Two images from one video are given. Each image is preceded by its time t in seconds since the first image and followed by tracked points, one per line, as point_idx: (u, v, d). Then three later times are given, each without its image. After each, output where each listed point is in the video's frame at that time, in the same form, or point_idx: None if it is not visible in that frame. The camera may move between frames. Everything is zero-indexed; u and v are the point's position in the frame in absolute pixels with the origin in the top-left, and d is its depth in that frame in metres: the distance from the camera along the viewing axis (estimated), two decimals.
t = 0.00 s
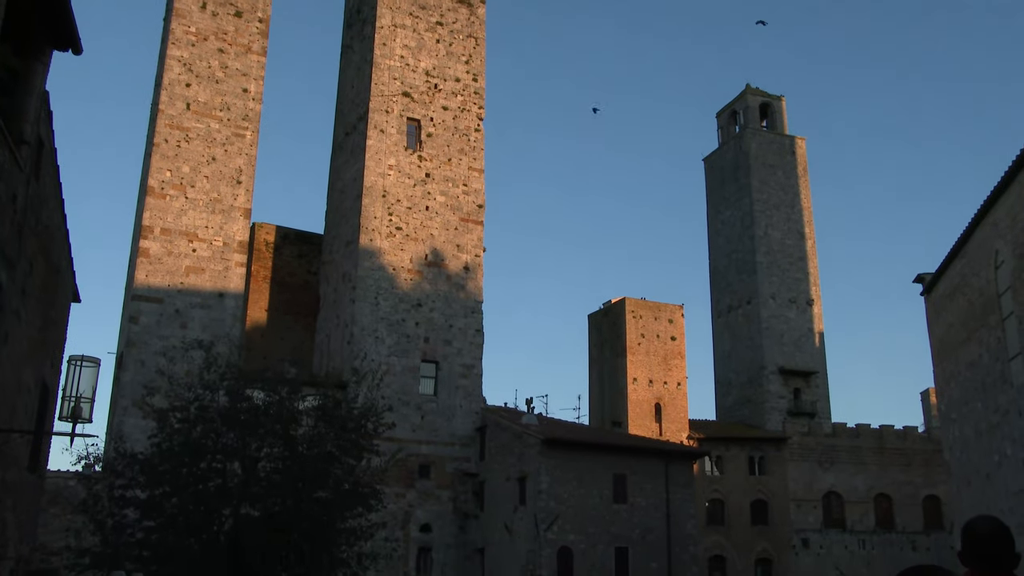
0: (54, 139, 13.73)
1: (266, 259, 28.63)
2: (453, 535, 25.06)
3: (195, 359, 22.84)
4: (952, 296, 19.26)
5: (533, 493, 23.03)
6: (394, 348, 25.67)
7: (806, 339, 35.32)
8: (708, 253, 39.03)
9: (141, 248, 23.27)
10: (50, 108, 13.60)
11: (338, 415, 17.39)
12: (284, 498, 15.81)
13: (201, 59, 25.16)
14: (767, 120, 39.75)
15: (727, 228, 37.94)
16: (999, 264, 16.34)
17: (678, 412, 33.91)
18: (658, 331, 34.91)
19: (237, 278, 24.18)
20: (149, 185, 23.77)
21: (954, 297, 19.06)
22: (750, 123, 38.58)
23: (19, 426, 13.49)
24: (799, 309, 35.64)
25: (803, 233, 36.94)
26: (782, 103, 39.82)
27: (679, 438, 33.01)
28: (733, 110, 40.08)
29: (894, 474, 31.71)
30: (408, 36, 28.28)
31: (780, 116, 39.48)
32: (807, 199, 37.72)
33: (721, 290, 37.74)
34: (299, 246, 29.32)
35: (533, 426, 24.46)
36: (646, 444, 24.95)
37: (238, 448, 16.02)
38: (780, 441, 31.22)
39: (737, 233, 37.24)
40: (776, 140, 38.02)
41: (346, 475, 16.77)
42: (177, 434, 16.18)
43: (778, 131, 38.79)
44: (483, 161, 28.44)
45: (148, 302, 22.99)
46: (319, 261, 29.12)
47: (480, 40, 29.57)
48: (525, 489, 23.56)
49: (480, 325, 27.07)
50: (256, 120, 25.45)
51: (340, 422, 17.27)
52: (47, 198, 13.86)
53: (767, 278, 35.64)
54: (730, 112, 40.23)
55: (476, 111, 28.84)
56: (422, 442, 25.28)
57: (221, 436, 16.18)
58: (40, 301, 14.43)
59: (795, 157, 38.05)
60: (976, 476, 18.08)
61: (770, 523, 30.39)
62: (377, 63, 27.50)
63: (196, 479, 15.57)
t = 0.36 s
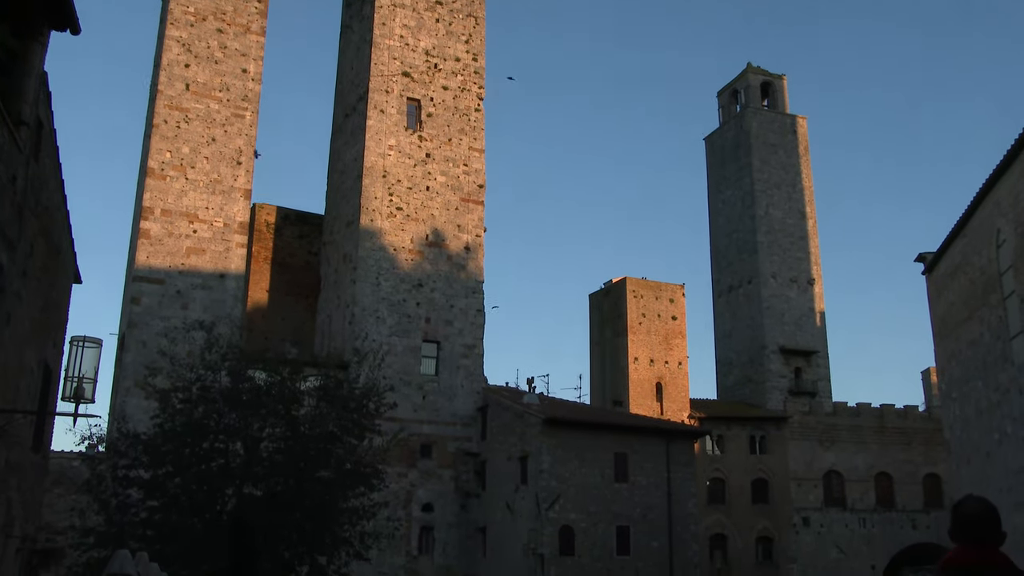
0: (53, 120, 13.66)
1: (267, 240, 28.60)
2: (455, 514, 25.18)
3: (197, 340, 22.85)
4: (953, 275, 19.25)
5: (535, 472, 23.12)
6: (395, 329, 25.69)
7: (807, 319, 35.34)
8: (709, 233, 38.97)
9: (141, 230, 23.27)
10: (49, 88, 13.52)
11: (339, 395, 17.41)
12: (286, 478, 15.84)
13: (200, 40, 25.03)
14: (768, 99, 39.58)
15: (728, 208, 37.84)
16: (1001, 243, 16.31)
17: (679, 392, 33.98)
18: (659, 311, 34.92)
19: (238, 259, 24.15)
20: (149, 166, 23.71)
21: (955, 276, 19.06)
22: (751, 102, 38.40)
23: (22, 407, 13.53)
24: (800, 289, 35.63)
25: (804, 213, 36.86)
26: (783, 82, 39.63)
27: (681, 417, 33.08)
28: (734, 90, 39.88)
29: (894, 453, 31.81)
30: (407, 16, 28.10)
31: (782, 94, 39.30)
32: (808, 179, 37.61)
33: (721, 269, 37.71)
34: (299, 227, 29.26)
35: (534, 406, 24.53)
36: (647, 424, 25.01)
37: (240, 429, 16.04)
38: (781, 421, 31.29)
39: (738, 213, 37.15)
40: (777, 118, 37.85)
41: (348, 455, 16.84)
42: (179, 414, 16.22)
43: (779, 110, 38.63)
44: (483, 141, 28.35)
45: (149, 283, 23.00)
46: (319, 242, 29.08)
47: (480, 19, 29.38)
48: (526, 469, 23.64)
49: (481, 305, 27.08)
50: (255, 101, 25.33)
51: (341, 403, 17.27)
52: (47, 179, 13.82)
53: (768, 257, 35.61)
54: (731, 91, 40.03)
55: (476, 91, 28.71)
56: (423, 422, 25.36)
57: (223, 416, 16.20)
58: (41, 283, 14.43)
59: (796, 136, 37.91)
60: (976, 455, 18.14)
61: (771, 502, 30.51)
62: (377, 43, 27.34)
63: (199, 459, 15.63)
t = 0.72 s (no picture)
0: (57, 94, 13.60)
1: (271, 216, 28.61)
2: (459, 490, 25.31)
3: (202, 316, 22.89)
4: (959, 252, 19.18)
5: (539, 448, 23.22)
6: (400, 305, 25.72)
7: (812, 296, 35.28)
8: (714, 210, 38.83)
9: (146, 206, 23.28)
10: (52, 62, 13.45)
11: (344, 371, 17.36)
12: (291, 453, 15.94)
13: (204, 15, 24.89)
14: (774, 75, 39.30)
15: (734, 185, 37.68)
16: (1007, 221, 16.22)
17: (683, 368, 34.03)
18: (663, 288, 34.89)
19: (243, 235, 24.12)
20: (153, 142, 23.68)
21: (961, 254, 18.98)
22: (758, 79, 38.14)
23: (29, 382, 13.58)
24: (805, 266, 35.54)
25: (810, 190, 36.71)
26: (790, 58, 39.33)
27: (685, 394, 33.17)
28: (740, 66, 39.60)
29: (898, 430, 31.87)
30: None
31: (788, 71, 39.03)
32: (815, 156, 37.41)
33: (726, 246, 37.61)
34: (304, 203, 29.22)
35: (539, 382, 24.58)
36: (651, 401, 25.05)
37: (245, 404, 16.04)
38: (785, 398, 31.33)
39: (744, 190, 37.01)
40: (783, 95, 37.61)
41: (353, 431, 16.86)
42: (185, 389, 16.27)
43: (786, 86, 38.37)
44: (488, 117, 28.24)
45: (154, 259, 23.08)
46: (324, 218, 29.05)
47: None
48: (531, 445, 23.72)
49: (486, 282, 27.08)
50: (260, 76, 25.21)
51: (346, 378, 17.23)
52: (52, 154, 13.78)
53: (773, 235, 35.52)
54: (737, 67, 39.74)
55: (481, 67, 28.55)
56: (428, 398, 25.45)
57: (229, 391, 16.21)
58: (46, 258, 14.43)
59: (803, 112, 37.68)
60: (980, 432, 18.14)
61: (775, 479, 30.62)
62: (382, 18, 27.15)
63: (204, 434, 15.69)
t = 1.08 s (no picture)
0: (57, 72, 13.53)
1: (272, 195, 28.52)
2: (461, 469, 25.41)
3: (204, 295, 22.89)
4: (961, 232, 19.13)
5: (541, 427, 23.29)
6: (401, 284, 25.71)
7: (814, 276, 35.24)
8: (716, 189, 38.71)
9: (147, 184, 23.25)
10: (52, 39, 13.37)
11: (346, 349, 17.34)
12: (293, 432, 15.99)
13: None
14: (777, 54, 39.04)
15: (736, 164, 37.53)
16: (1010, 200, 16.17)
17: (684, 348, 34.08)
18: (665, 267, 34.86)
19: (244, 214, 24.07)
20: (154, 121, 23.61)
21: (963, 234, 18.93)
22: (761, 58, 37.89)
23: (31, 360, 13.59)
24: (807, 246, 35.47)
25: (812, 169, 36.57)
26: (793, 37, 39.07)
27: (686, 374, 33.22)
28: (743, 45, 39.33)
29: (899, 409, 31.93)
30: None
31: (791, 50, 38.78)
32: (817, 135, 37.24)
33: (728, 226, 37.52)
34: (305, 182, 29.13)
35: (540, 361, 24.61)
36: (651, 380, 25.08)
37: (247, 383, 16.03)
38: (786, 377, 31.36)
39: (746, 169, 36.86)
40: (786, 74, 37.39)
41: (354, 409, 16.87)
42: (186, 368, 16.28)
43: (789, 65, 38.13)
44: (490, 96, 28.11)
45: (155, 238, 23.06)
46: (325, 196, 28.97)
47: None
48: (532, 424, 23.77)
49: (487, 261, 27.05)
50: (261, 55, 25.06)
51: (348, 356, 17.21)
52: (52, 132, 13.73)
53: (775, 214, 35.44)
54: (740, 46, 39.48)
55: (483, 46, 28.38)
56: (429, 377, 25.50)
57: (230, 370, 16.21)
58: (47, 236, 14.41)
59: (806, 91, 37.47)
60: (980, 412, 18.16)
61: (775, 458, 30.71)
62: None
63: (206, 413, 15.72)
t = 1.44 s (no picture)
0: (55, 48, 13.44)
1: (272, 172, 28.44)
2: (461, 446, 25.51)
3: (204, 272, 22.87)
4: (961, 211, 19.10)
5: (540, 405, 23.35)
6: (401, 262, 25.72)
7: (814, 255, 35.22)
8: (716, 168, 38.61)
9: (146, 162, 23.19)
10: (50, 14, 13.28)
11: (346, 327, 17.32)
12: (293, 409, 16.04)
13: None
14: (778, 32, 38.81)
15: (737, 142, 37.39)
16: (1011, 180, 16.13)
17: (684, 326, 34.12)
18: (665, 246, 34.83)
19: (244, 191, 24.00)
20: (153, 98, 23.52)
21: (964, 213, 18.90)
22: (763, 35, 37.65)
23: (32, 337, 13.61)
24: (807, 225, 35.42)
25: (813, 148, 36.45)
26: (795, 14, 38.81)
27: (686, 352, 33.28)
28: (745, 22, 39.06)
29: (897, 388, 32.01)
30: None
31: (793, 27, 38.53)
32: (819, 113, 37.08)
33: (729, 204, 37.43)
34: (305, 159, 29.04)
35: (540, 339, 24.63)
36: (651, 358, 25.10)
37: (247, 360, 16.05)
38: (785, 356, 31.40)
39: (747, 147, 36.73)
40: (788, 52, 37.18)
41: (354, 387, 16.89)
42: (187, 345, 16.29)
43: (790, 43, 37.90)
44: (490, 73, 27.97)
45: (155, 216, 23.03)
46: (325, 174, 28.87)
47: None
48: (532, 402, 23.83)
49: (487, 238, 27.03)
50: (260, 32, 24.89)
51: (348, 334, 17.19)
52: (51, 108, 13.66)
53: (776, 193, 35.38)
54: (741, 23, 39.21)
55: (483, 22, 28.19)
56: (429, 354, 25.56)
57: (230, 347, 16.21)
58: (47, 213, 14.39)
59: (807, 69, 37.27)
60: (978, 391, 18.19)
61: (774, 436, 30.83)
62: None
63: (207, 390, 15.75)
